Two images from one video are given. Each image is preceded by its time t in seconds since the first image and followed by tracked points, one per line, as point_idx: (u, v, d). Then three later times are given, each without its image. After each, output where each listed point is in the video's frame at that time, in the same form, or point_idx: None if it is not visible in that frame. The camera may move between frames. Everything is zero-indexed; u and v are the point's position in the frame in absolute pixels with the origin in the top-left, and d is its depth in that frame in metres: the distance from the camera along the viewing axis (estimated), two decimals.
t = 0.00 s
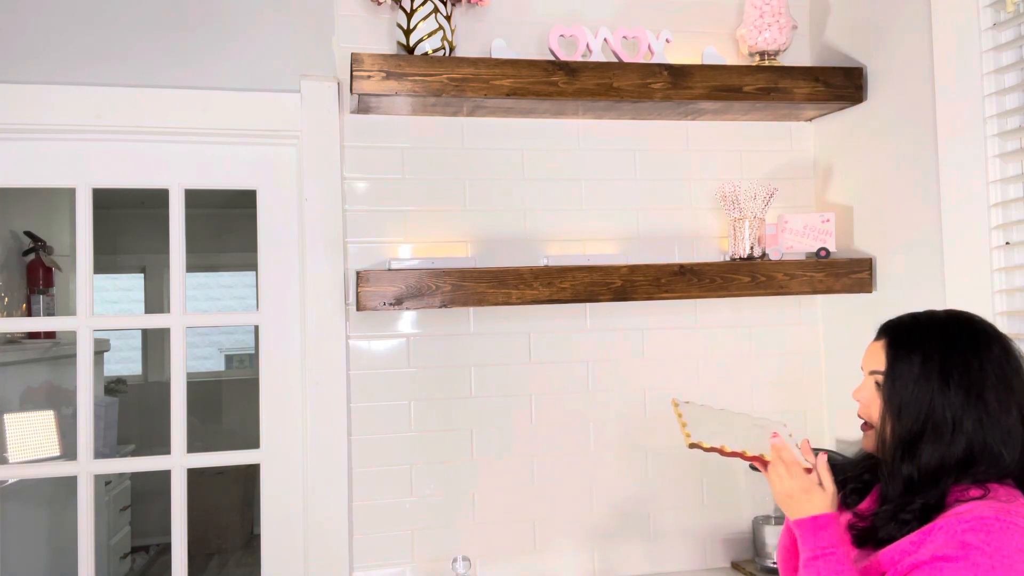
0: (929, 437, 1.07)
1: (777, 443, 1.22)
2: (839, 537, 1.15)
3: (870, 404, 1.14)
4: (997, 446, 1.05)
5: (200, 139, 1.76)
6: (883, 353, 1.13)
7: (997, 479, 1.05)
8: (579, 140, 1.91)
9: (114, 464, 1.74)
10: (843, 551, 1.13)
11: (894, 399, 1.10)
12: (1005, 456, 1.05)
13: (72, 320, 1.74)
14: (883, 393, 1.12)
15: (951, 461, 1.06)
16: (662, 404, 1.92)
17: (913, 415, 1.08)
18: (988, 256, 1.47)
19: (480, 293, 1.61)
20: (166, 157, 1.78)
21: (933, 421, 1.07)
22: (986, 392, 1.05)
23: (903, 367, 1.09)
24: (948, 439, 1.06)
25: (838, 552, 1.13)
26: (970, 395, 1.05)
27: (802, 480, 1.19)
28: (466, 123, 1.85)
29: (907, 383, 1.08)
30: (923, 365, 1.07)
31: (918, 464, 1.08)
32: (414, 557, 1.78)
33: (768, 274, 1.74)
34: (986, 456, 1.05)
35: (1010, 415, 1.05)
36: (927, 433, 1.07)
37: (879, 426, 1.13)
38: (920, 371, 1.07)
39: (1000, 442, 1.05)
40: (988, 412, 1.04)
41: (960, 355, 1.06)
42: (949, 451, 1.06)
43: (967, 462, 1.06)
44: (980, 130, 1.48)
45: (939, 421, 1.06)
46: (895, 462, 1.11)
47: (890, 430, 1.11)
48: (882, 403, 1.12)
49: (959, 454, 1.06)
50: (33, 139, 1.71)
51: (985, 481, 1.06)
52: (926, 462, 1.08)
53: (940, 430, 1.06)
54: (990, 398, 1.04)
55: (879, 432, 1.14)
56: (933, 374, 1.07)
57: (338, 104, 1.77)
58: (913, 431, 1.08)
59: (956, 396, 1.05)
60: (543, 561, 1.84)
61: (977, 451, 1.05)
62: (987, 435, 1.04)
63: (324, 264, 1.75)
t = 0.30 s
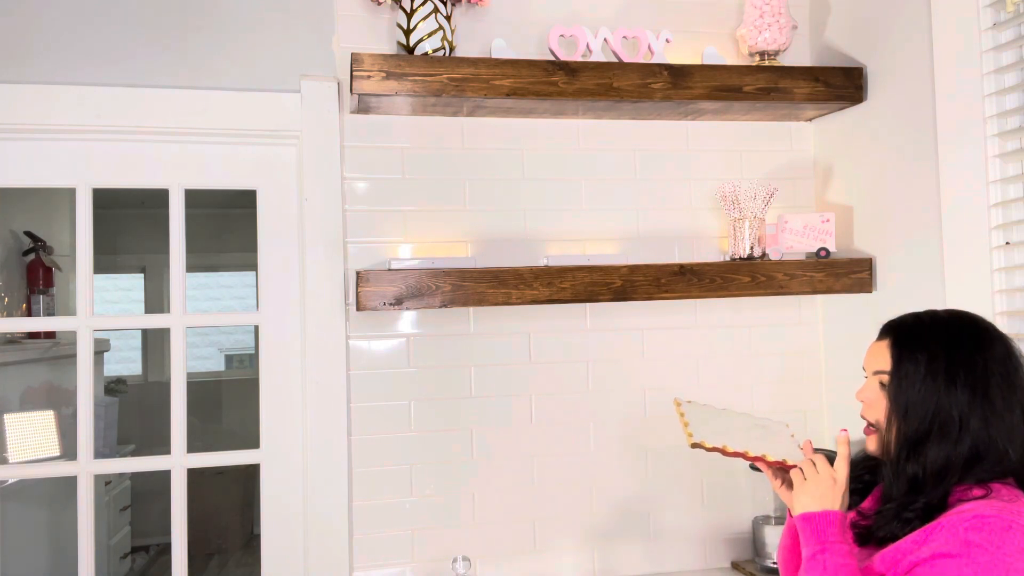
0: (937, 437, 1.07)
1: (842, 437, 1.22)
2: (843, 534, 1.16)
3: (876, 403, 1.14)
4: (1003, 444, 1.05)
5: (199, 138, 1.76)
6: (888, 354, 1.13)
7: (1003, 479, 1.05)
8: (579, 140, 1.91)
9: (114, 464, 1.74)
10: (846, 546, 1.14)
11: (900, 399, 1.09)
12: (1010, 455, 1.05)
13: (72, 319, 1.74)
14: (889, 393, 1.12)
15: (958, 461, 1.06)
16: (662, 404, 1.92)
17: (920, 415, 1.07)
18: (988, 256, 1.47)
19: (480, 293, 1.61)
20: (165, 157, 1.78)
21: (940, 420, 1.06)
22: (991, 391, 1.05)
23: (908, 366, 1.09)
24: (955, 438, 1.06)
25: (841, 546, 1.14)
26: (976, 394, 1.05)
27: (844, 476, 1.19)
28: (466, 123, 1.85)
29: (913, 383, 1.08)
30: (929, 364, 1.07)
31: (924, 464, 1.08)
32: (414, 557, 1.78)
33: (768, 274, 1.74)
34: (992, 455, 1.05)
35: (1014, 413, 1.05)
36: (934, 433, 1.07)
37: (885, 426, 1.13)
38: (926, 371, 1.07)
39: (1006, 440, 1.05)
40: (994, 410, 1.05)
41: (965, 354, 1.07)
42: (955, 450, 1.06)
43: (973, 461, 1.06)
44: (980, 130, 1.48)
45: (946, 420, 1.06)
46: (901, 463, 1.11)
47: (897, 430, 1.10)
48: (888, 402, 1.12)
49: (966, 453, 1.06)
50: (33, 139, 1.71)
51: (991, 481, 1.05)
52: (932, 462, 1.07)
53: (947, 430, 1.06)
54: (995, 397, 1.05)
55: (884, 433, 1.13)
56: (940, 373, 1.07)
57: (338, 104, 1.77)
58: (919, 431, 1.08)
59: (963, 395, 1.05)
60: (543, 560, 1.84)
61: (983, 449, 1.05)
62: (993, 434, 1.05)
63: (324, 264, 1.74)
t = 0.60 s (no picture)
0: (976, 437, 1.06)
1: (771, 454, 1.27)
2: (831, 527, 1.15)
3: (913, 411, 1.09)
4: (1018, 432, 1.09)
5: (199, 138, 1.76)
6: (916, 358, 1.10)
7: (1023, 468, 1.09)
8: (579, 140, 1.91)
9: (114, 464, 1.74)
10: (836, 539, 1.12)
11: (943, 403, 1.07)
12: None
13: (72, 319, 1.74)
14: (930, 398, 1.08)
15: (995, 458, 1.06)
16: (662, 404, 1.92)
17: (962, 417, 1.06)
18: (988, 257, 1.47)
19: (480, 293, 1.61)
20: (165, 157, 1.77)
21: (982, 420, 1.06)
22: (1004, 385, 1.08)
23: (942, 369, 1.07)
24: (993, 436, 1.06)
25: (829, 539, 1.12)
26: (999, 389, 1.07)
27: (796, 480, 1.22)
28: (466, 123, 1.85)
29: (953, 385, 1.06)
30: (962, 364, 1.07)
31: (965, 466, 1.06)
32: (414, 557, 1.78)
33: (768, 274, 1.74)
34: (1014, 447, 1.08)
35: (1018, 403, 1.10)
36: (975, 433, 1.06)
37: (929, 433, 1.08)
38: (960, 371, 1.06)
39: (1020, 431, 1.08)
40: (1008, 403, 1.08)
41: (982, 351, 1.08)
42: (992, 447, 1.06)
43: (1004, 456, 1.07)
44: (980, 130, 1.48)
45: (985, 420, 1.06)
46: (941, 469, 1.08)
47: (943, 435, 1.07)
48: (930, 407, 1.08)
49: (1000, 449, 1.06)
50: (33, 139, 1.71)
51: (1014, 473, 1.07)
52: (972, 462, 1.06)
53: (982, 429, 1.06)
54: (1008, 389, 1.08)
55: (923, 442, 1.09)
56: (973, 372, 1.06)
57: (338, 104, 1.77)
58: (964, 433, 1.06)
59: (992, 391, 1.07)
60: (543, 560, 1.85)
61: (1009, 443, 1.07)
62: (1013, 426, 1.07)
63: (324, 264, 1.74)
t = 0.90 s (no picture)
0: (972, 435, 1.06)
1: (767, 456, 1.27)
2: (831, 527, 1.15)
3: (910, 413, 1.09)
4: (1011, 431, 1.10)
5: (199, 138, 1.76)
6: (912, 359, 1.10)
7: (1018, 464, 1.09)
8: (579, 140, 1.91)
9: (114, 464, 1.74)
10: (837, 539, 1.13)
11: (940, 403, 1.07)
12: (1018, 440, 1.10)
13: (72, 320, 1.74)
14: (926, 398, 1.08)
15: (991, 456, 1.06)
16: (662, 404, 1.92)
17: (958, 417, 1.06)
18: (988, 257, 1.47)
19: (480, 292, 1.61)
20: (165, 157, 1.78)
21: (976, 419, 1.06)
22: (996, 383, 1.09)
23: (937, 370, 1.07)
24: (987, 436, 1.06)
25: (830, 539, 1.12)
26: (993, 388, 1.08)
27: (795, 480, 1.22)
28: (466, 123, 1.85)
29: (949, 385, 1.06)
30: (956, 364, 1.07)
31: (960, 465, 1.06)
32: (414, 557, 1.78)
33: (768, 274, 1.74)
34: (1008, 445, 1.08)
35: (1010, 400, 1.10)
36: (972, 433, 1.06)
37: (924, 435, 1.09)
38: (955, 371, 1.07)
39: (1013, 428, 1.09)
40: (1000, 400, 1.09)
41: (976, 350, 1.08)
42: (988, 446, 1.06)
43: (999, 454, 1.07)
44: (980, 130, 1.48)
45: (979, 419, 1.06)
46: (936, 468, 1.08)
47: (938, 435, 1.07)
48: (926, 409, 1.09)
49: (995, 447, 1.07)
50: (33, 139, 1.70)
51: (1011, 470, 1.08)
52: (968, 462, 1.06)
53: (977, 427, 1.06)
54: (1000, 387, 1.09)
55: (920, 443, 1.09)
56: (967, 372, 1.07)
57: (338, 104, 1.77)
58: (960, 433, 1.06)
59: (986, 391, 1.07)
60: (543, 560, 1.85)
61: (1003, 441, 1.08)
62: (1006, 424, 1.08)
63: (324, 264, 1.74)
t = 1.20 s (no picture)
0: (972, 431, 1.06)
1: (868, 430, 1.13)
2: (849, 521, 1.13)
3: (911, 403, 1.09)
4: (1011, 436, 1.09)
5: (199, 138, 1.76)
6: (916, 352, 1.10)
7: (1015, 464, 1.09)
8: (579, 140, 1.91)
9: (114, 464, 1.74)
10: (851, 534, 1.12)
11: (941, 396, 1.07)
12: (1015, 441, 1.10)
13: (72, 320, 1.74)
14: (929, 390, 1.08)
15: (989, 453, 1.06)
16: (662, 404, 1.92)
17: (959, 411, 1.06)
18: (988, 257, 1.47)
19: (480, 292, 1.61)
20: (165, 157, 1.78)
21: (977, 416, 1.06)
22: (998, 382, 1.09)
23: (942, 362, 1.07)
24: (986, 434, 1.06)
25: (847, 533, 1.11)
26: (994, 386, 1.08)
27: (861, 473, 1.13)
28: (466, 123, 1.85)
29: (952, 378, 1.07)
30: (960, 359, 1.07)
31: (958, 460, 1.05)
32: (413, 557, 1.78)
33: (768, 274, 1.74)
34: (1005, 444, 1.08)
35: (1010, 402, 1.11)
36: (971, 428, 1.06)
37: (924, 427, 1.08)
38: (958, 365, 1.07)
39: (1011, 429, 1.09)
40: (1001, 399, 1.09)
41: (979, 348, 1.09)
42: (987, 445, 1.06)
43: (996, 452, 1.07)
44: (980, 130, 1.48)
45: (980, 417, 1.06)
46: (934, 462, 1.07)
47: (939, 428, 1.07)
48: (927, 400, 1.08)
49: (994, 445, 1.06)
50: (33, 139, 1.71)
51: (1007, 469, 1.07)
52: (967, 457, 1.05)
53: (978, 422, 1.06)
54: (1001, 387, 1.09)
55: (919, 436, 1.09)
56: (970, 367, 1.07)
57: (338, 104, 1.77)
58: (961, 427, 1.06)
59: (989, 388, 1.07)
60: (543, 560, 1.84)
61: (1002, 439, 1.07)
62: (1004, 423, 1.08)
63: (324, 264, 1.74)
